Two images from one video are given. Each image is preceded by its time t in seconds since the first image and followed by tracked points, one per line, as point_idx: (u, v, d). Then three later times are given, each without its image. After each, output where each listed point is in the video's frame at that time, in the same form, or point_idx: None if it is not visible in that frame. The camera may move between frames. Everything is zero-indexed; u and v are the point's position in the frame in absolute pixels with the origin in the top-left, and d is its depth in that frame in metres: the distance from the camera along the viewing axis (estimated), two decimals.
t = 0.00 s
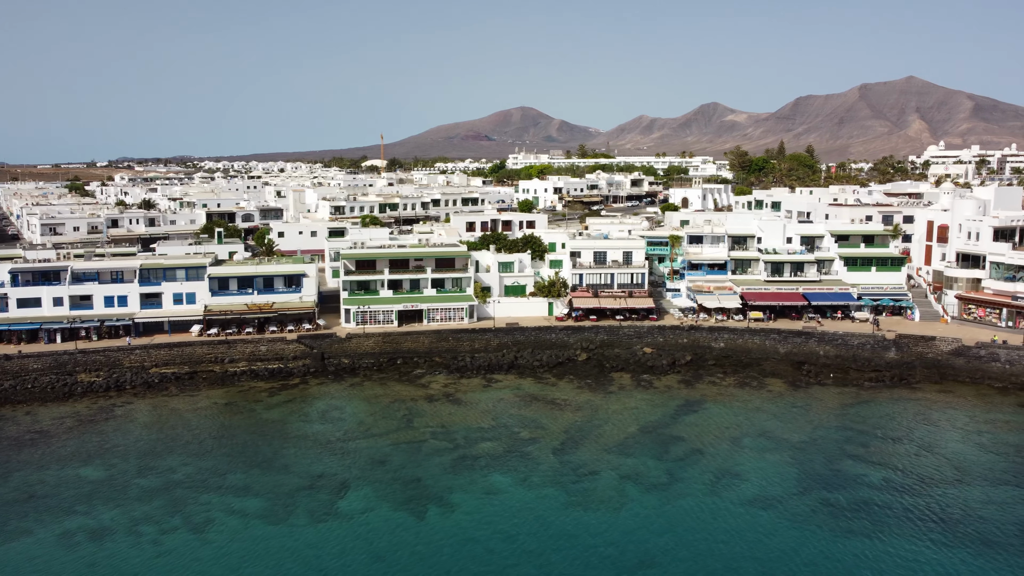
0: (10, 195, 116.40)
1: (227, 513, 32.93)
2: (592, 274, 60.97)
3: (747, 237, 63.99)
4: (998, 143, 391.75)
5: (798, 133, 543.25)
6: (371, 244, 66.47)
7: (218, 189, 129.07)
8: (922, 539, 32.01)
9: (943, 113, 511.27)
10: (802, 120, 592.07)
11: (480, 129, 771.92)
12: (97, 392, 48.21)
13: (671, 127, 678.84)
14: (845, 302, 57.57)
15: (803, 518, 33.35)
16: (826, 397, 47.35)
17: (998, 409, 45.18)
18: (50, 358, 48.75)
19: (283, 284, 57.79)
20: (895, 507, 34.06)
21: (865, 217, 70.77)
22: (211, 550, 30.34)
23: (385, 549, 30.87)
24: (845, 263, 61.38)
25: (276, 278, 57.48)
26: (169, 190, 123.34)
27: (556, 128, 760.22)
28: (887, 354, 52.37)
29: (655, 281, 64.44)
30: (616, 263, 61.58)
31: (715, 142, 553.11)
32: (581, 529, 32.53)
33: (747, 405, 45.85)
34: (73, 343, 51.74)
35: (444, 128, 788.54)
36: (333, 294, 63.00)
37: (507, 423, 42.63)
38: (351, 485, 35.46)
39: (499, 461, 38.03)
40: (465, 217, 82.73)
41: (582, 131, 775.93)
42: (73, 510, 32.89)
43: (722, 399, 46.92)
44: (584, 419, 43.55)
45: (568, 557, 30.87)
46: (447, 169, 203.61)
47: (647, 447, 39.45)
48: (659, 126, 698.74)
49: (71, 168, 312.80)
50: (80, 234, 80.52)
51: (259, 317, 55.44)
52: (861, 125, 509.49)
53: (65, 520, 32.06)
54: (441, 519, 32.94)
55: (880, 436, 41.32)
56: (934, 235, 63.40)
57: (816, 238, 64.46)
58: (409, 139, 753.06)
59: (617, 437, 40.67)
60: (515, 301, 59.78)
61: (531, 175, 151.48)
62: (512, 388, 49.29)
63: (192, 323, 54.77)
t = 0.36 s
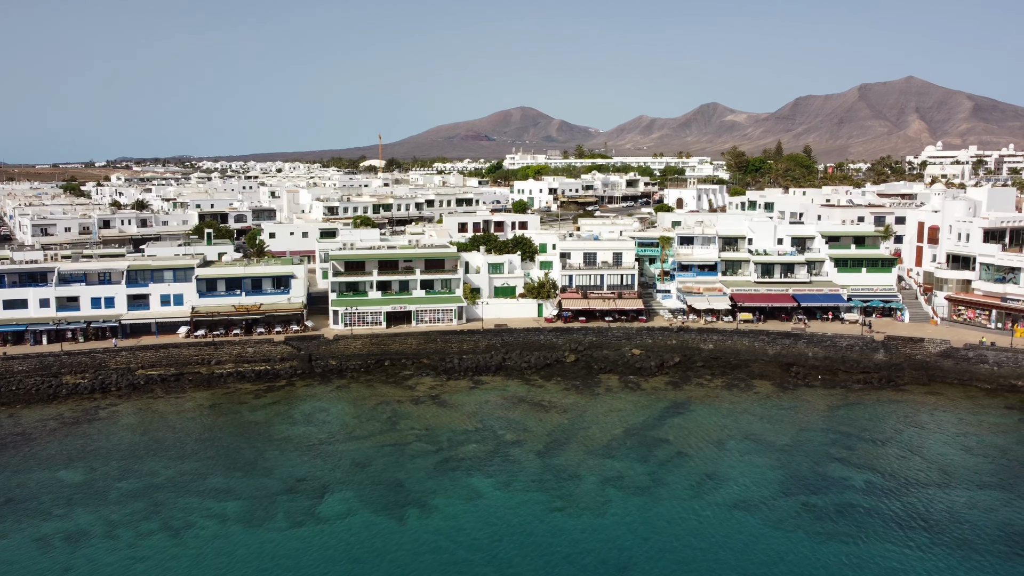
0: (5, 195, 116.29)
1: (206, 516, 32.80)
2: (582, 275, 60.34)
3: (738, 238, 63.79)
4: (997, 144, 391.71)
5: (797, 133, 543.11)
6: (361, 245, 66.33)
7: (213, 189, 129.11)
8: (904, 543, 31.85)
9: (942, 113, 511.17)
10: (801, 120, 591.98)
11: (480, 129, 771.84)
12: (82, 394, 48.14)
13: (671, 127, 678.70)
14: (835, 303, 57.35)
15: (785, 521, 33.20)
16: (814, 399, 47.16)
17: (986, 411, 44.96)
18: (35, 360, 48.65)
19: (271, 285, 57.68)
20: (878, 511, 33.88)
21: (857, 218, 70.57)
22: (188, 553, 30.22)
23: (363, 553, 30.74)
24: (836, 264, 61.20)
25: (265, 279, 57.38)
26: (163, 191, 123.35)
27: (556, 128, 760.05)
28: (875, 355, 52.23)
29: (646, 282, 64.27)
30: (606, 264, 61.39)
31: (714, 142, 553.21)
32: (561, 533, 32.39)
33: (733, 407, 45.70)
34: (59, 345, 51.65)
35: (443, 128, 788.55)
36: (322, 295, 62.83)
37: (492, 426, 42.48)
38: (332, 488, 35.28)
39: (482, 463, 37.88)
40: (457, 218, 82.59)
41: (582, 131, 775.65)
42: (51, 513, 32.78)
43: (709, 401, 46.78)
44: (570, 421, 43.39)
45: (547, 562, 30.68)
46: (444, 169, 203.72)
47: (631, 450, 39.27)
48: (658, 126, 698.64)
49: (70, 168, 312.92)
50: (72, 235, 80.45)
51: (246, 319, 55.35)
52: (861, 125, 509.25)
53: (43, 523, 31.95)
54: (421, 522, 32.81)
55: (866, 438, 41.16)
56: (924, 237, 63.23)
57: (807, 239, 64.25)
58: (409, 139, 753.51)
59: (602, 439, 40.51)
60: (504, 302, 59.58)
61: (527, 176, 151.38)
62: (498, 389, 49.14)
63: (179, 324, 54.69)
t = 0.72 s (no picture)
0: None
1: (185, 519, 32.68)
2: (572, 277, 60.27)
3: (729, 239, 63.58)
4: (997, 144, 391.64)
5: (797, 133, 542.49)
6: (351, 246, 66.12)
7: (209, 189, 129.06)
8: (886, 547, 31.64)
9: (942, 113, 510.66)
10: (801, 120, 591.47)
11: (480, 130, 771.77)
12: (68, 396, 48.08)
13: (671, 127, 678.19)
14: (826, 304, 57.11)
15: (767, 525, 33.00)
16: (802, 401, 46.95)
17: (974, 414, 44.75)
18: (21, 362, 48.57)
19: (260, 287, 57.58)
20: (862, 514, 33.69)
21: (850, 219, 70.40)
22: (165, 557, 30.10)
23: (341, 558, 30.57)
24: (827, 265, 60.99)
25: (254, 281, 57.29)
26: (158, 191, 123.38)
27: (556, 128, 759.68)
28: (865, 357, 52.05)
29: (637, 284, 64.08)
30: (596, 265, 61.17)
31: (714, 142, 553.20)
32: (541, 537, 32.16)
33: (720, 409, 45.47)
34: (45, 346, 51.66)
35: (443, 129, 788.37)
36: (312, 296, 62.63)
37: (476, 428, 42.27)
38: (313, 491, 35.11)
39: (465, 466, 37.68)
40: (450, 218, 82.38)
41: (582, 131, 775.53)
42: (30, 516, 32.68)
43: (696, 403, 46.57)
44: (556, 423, 43.15)
45: (527, 566, 30.52)
46: (442, 169, 203.60)
47: (615, 453, 39.07)
48: (658, 126, 698.15)
49: (68, 168, 312.60)
50: (64, 236, 80.39)
51: (234, 320, 55.35)
52: (861, 125, 508.59)
53: (20, 526, 31.86)
54: (401, 527, 32.63)
55: (853, 441, 40.94)
56: (916, 238, 62.94)
57: (798, 240, 64.03)
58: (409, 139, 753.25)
59: (587, 442, 40.28)
60: (494, 303, 59.32)
61: (524, 176, 151.14)
62: (485, 392, 48.89)
63: (167, 326, 54.77)
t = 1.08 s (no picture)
0: None
1: (165, 522, 32.63)
2: (562, 278, 60.12)
3: (720, 240, 63.41)
4: (996, 144, 391.78)
5: (797, 133, 542.17)
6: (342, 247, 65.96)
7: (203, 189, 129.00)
8: (868, 550, 31.52)
9: (942, 113, 510.51)
10: (801, 121, 591.23)
11: (480, 130, 771.65)
12: (53, 397, 48.00)
13: (670, 127, 677.87)
14: (816, 305, 56.94)
15: (749, 528, 32.87)
16: (790, 403, 46.85)
17: (962, 418, 44.65)
18: (7, 363, 48.52)
19: (249, 288, 57.53)
20: (845, 517, 33.58)
21: (842, 220, 70.32)
22: (143, 561, 30.03)
23: (319, 560, 30.44)
24: (818, 266, 60.81)
25: (242, 282, 57.21)
26: (152, 191, 123.20)
27: (556, 128, 759.36)
28: (854, 359, 51.96)
29: (628, 285, 63.90)
30: (587, 266, 60.98)
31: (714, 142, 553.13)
32: (522, 540, 32.00)
33: (707, 411, 45.31)
34: (32, 347, 51.63)
35: (443, 129, 788.01)
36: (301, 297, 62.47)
37: (462, 430, 42.14)
38: (295, 494, 35.03)
39: (449, 468, 37.55)
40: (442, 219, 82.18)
41: (581, 131, 775.22)
42: (9, 519, 32.63)
43: (684, 404, 46.42)
44: (542, 425, 42.99)
45: (507, 568, 30.42)
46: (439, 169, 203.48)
47: (600, 454, 38.96)
48: (658, 126, 697.88)
49: (66, 167, 312.58)
50: (55, 236, 80.26)
51: (223, 321, 55.29)
52: (860, 125, 508.35)
53: None
54: (381, 529, 32.50)
55: (839, 443, 40.83)
56: (907, 240, 63.07)
57: (789, 241, 63.89)
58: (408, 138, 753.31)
59: (572, 443, 40.13)
60: (483, 304, 59.14)
61: (520, 176, 151.01)
62: (473, 393, 48.70)
63: (155, 327, 54.77)
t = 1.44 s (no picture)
0: None
1: (143, 525, 32.73)
2: (552, 279, 59.85)
3: (711, 241, 63.25)
4: (995, 145, 392.06)
5: (796, 133, 542.07)
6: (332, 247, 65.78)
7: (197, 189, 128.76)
8: (849, 552, 31.47)
9: (941, 113, 510.55)
10: (800, 121, 591.16)
11: (479, 130, 771.48)
12: (38, 399, 47.96)
13: (669, 127, 677.76)
14: (806, 306, 56.81)
15: (731, 530, 32.79)
16: (778, 405, 46.77)
17: (948, 420, 44.64)
18: None
19: (237, 289, 57.41)
20: (826, 520, 33.57)
21: (834, 220, 70.24)
22: (120, 564, 30.12)
23: (297, 562, 30.38)
24: (808, 267, 60.67)
25: (231, 282, 57.10)
26: (146, 192, 122.98)
27: (555, 128, 759.16)
28: (843, 360, 51.99)
29: (619, 285, 63.63)
30: (577, 267, 60.76)
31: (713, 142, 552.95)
32: (502, 542, 31.89)
33: (694, 412, 45.20)
34: (18, 349, 51.65)
35: (442, 129, 787.82)
36: (291, 298, 62.30)
37: (447, 431, 42.03)
38: (277, 496, 34.98)
39: (432, 470, 37.47)
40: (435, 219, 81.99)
41: (580, 131, 775.15)
42: None
43: (671, 405, 46.30)
44: (527, 426, 42.87)
45: (488, 569, 30.35)
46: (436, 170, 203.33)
47: (585, 456, 38.88)
48: (657, 126, 697.73)
49: (63, 168, 312.11)
50: (46, 237, 80.12)
51: (211, 322, 55.19)
52: (859, 125, 508.23)
53: None
54: (361, 531, 32.46)
55: (823, 446, 40.81)
56: (898, 240, 63.09)
57: (780, 241, 63.75)
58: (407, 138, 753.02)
59: (557, 445, 40.01)
60: (473, 305, 58.99)
61: (516, 177, 150.75)
62: (460, 395, 48.55)
63: (142, 328, 54.81)
